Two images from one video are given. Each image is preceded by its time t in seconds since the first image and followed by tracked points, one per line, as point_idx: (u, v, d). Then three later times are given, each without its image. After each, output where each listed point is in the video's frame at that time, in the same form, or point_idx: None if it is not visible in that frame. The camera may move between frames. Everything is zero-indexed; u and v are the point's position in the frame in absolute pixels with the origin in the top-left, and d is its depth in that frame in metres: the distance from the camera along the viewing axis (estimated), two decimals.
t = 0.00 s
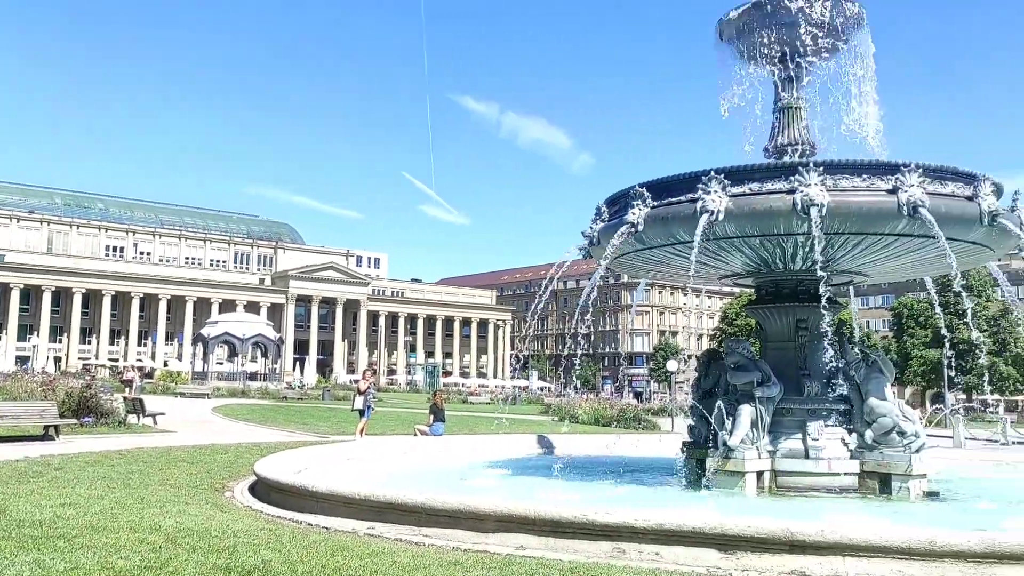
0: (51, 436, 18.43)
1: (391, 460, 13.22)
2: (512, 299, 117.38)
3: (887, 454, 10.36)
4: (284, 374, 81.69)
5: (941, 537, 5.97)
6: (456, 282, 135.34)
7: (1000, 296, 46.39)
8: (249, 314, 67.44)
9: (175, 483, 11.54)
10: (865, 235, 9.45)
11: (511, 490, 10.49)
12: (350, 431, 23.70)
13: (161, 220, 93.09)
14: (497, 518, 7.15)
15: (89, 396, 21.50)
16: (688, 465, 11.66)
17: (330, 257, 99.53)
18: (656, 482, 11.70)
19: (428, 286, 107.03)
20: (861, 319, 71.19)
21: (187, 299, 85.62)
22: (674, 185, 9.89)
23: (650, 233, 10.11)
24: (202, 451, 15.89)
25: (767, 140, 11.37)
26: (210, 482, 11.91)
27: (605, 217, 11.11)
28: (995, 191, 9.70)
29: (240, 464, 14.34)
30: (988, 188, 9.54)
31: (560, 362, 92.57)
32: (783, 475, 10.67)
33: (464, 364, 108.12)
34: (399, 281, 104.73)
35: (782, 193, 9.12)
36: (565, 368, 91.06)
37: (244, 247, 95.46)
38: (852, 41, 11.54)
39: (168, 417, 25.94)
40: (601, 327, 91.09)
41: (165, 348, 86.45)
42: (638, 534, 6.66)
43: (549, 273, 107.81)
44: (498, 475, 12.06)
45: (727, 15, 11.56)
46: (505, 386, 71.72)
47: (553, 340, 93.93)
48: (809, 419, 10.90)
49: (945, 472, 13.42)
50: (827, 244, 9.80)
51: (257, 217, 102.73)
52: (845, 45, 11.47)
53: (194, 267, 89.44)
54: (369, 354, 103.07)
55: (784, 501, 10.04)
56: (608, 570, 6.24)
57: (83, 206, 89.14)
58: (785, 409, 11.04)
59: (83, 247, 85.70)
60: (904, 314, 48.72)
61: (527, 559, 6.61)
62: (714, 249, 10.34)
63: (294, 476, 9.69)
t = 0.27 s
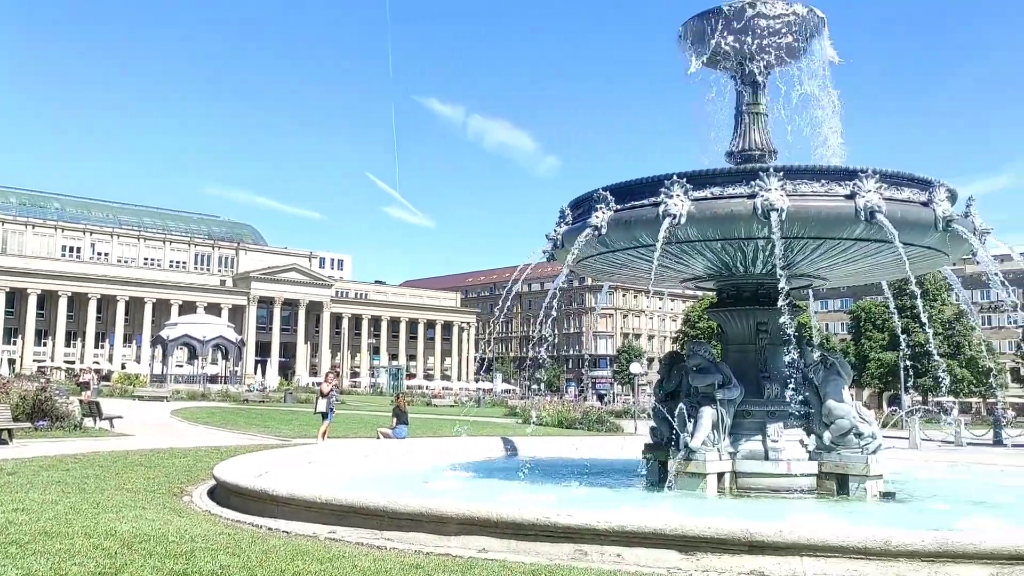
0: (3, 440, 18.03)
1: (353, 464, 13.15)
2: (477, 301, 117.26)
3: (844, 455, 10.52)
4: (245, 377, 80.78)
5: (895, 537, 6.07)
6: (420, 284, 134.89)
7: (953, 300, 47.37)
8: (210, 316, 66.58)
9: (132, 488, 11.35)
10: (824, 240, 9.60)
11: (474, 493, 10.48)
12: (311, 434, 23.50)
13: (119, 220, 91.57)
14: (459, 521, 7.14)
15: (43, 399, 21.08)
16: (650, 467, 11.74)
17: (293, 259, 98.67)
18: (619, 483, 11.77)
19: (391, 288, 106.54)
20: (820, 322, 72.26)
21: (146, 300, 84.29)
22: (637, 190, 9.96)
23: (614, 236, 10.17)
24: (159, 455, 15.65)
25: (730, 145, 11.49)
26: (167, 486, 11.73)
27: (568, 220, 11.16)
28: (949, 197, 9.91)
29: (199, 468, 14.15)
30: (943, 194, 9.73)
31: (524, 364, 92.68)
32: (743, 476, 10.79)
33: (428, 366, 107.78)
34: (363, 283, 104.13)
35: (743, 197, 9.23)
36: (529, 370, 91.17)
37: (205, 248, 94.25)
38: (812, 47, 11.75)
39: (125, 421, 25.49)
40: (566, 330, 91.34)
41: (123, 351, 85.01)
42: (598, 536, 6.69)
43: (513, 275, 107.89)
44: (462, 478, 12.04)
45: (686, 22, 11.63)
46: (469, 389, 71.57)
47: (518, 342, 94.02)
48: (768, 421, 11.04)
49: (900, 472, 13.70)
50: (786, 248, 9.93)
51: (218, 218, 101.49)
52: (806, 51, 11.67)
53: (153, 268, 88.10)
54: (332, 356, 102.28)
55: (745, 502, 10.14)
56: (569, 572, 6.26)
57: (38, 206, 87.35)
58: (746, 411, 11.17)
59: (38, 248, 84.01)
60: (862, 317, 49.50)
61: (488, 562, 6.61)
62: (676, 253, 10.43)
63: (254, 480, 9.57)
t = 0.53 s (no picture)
0: None
1: (315, 469, 13.00)
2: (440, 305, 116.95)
3: (803, 457, 10.64)
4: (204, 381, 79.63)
5: (851, 538, 6.15)
6: (383, 288, 134.21)
7: (909, 304, 48.24)
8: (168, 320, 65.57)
9: (86, 494, 11.11)
10: (782, 246, 9.73)
11: (435, 497, 10.43)
12: (271, 440, 23.23)
13: (75, 222, 89.88)
14: (420, 526, 7.10)
15: None
16: (612, 471, 11.77)
17: (253, 262, 97.58)
18: (582, 487, 11.78)
19: (354, 292, 105.86)
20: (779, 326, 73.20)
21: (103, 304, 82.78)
22: (599, 194, 10.00)
23: (576, 240, 10.20)
24: (115, 461, 15.36)
25: (692, 152, 11.59)
26: (123, 493, 11.50)
27: (532, 224, 11.18)
28: (905, 205, 10.14)
29: (156, 474, 13.90)
30: (898, 202, 9.94)
31: (487, 368, 92.61)
32: (703, 479, 10.88)
33: (391, 371, 107.19)
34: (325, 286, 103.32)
35: (704, 203, 9.32)
36: (492, 374, 91.12)
37: (164, 250, 92.87)
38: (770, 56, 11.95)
39: (80, 426, 24.98)
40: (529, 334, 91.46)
41: (78, 355, 83.36)
42: (560, 540, 6.69)
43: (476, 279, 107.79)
44: (424, 483, 11.98)
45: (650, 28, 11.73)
46: (432, 393, 71.33)
47: (481, 346, 93.93)
48: (729, 425, 11.15)
49: (858, 474, 13.91)
50: (746, 253, 10.05)
51: (177, 220, 100.07)
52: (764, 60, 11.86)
53: (110, 271, 86.56)
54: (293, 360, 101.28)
55: (705, 505, 10.21)
56: None
57: None
58: (706, 415, 11.27)
59: None
60: (820, 321, 50.14)
61: (449, 567, 6.58)
62: (639, 257, 10.49)
63: (212, 486, 9.43)
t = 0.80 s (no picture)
0: None
1: (276, 476, 12.85)
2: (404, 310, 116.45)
3: (762, 463, 10.76)
4: (163, 387, 78.38)
5: (809, 542, 6.21)
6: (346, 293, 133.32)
7: (867, 312, 49.08)
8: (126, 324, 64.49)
9: (39, 503, 10.87)
10: (743, 253, 9.85)
11: (397, 504, 10.37)
12: (231, 446, 22.93)
13: (30, 225, 88.10)
14: (381, 532, 7.05)
15: None
16: (575, 477, 11.79)
17: (214, 266, 96.34)
18: (545, 493, 11.78)
19: (317, 297, 105.00)
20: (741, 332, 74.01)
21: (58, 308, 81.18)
22: (563, 201, 10.03)
23: (540, 246, 10.21)
24: (69, 468, 15.04)
25: (654, 161, 11.68)
26: (78, 501, 11.27)
27: (495, 230, 11.18)
28: (862, 213, 10.32)
29: (111, 482, 13.63)
30: (856, 211, 10.11)
31: (451, 374, 92.36)
32: (665, 484, 10.95)
33: (354, 376, 106.41)
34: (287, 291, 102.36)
35: (667, 210, 9.39)
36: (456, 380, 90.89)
37: (122, 254, 91.39)
38: (734, 66, 12.04)
39: (33, 434, 24.43)
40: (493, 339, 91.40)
41: (32, 360, 81.60)
42: (522, 545, 6.68)
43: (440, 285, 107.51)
44: (386, 489, 11.89)
45: (616, 37, 11.75)
46: (396, 399, 70.95)
47: (445, 352, 93.66)
48: (690, 430, 11.24)
49: (818, 479, 14.10)
50: (708, 260, 10.14)
51: (135, 224, 98.54)
52: (727, 70, 11.96)
53: (66, 275, 84.93)
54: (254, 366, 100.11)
55: (667, 510, 10.27)
56: None
57: None
58: (667, 420, 11.35)
59: None
60: (781, 328, 50.78)
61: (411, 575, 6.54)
62: (602, 264, 10.54)
63: (169, 493, 9.27)
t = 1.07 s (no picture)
0: None
1: (239, 485, 12.70)
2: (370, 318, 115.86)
3: (726, 469, 10.85)
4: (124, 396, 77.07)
5: (772, 547, 6.24)
6: (312, 300, 132.30)
7: (829, 319, 49.74)
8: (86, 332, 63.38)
9: None
10: (707, 261, 9.94)
11: (363, 513, 10.28)
12: (193, 455, 22.61)
13: None
14: (346, 542, 6.98)
15: None
16: (541, 484, 11.77)
17: (177, 272, 95.15)
18: (511, 501, 11.74)
19: (282, 304, 104.07)
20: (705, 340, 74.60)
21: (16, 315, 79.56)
22: (529, 209, 10.05)
23: (507, 253, 10.21)
24: (25, 478, 14.73)
25: (620, 168, 11.78)
26: (34, 512, 11.02)
27: (462, 237, 11.17)
28: (824, 222, 10.48)
29: (69, 492, 13.37)
30: (818, 220, 10.27)
31: (418, 382, 92.05)
32: (631, 491, 10.96)
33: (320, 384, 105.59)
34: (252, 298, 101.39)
35: (633, 218, 9.44)
36: (423, 388, 90.59)
37: (82, 260, 89.88)
38: (698, 76, 12.21)
39: None
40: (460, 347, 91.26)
41: None
42: (488, 554, 6.66)
43: (407, 292, 107.18)
44: (351, 498, 11.81)
45: (581, 45, 11.84)
46: (361, 407, 70.49)
47: (412, 359, 93.32)
48: (655, 436, 11.30)
49: (782, 485, 14.27)
50: (673, 268, 10.23)
51: (96, 229, 96.99)
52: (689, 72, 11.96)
53: (24, 281, 83.28)
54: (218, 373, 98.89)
55: (632, 516, 10.30)
56: None
57: None
58: (633, 427, 11.40)
59: None
60: (745, 335, 51.26)
61: None
62: (568, 271, 10.58)
63: (128, 503, 9.11)
